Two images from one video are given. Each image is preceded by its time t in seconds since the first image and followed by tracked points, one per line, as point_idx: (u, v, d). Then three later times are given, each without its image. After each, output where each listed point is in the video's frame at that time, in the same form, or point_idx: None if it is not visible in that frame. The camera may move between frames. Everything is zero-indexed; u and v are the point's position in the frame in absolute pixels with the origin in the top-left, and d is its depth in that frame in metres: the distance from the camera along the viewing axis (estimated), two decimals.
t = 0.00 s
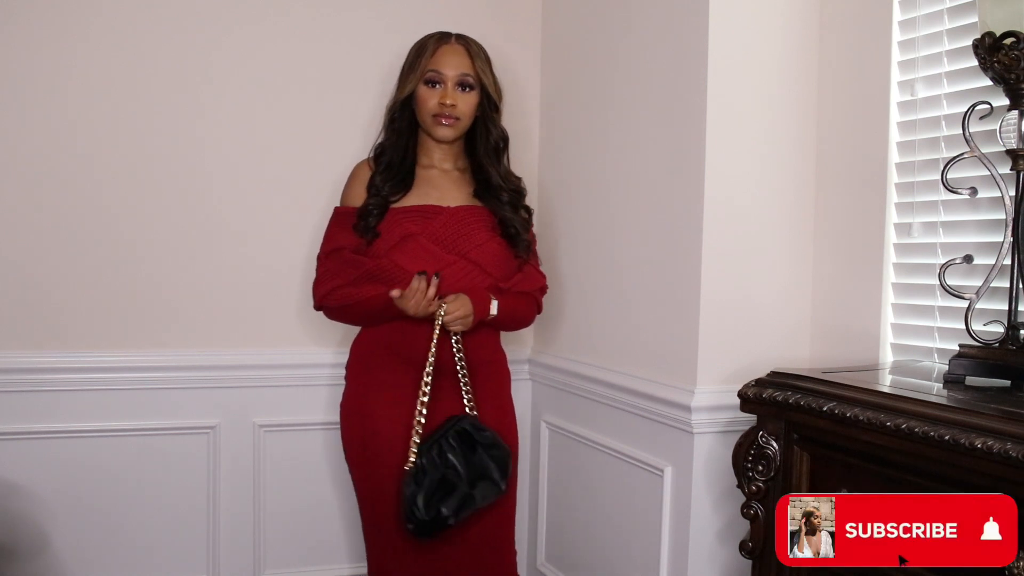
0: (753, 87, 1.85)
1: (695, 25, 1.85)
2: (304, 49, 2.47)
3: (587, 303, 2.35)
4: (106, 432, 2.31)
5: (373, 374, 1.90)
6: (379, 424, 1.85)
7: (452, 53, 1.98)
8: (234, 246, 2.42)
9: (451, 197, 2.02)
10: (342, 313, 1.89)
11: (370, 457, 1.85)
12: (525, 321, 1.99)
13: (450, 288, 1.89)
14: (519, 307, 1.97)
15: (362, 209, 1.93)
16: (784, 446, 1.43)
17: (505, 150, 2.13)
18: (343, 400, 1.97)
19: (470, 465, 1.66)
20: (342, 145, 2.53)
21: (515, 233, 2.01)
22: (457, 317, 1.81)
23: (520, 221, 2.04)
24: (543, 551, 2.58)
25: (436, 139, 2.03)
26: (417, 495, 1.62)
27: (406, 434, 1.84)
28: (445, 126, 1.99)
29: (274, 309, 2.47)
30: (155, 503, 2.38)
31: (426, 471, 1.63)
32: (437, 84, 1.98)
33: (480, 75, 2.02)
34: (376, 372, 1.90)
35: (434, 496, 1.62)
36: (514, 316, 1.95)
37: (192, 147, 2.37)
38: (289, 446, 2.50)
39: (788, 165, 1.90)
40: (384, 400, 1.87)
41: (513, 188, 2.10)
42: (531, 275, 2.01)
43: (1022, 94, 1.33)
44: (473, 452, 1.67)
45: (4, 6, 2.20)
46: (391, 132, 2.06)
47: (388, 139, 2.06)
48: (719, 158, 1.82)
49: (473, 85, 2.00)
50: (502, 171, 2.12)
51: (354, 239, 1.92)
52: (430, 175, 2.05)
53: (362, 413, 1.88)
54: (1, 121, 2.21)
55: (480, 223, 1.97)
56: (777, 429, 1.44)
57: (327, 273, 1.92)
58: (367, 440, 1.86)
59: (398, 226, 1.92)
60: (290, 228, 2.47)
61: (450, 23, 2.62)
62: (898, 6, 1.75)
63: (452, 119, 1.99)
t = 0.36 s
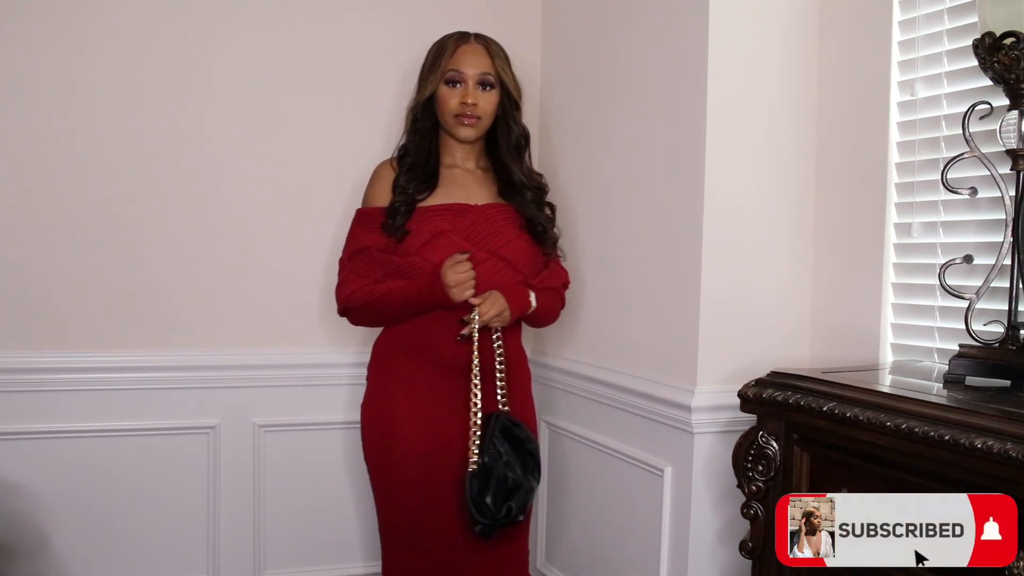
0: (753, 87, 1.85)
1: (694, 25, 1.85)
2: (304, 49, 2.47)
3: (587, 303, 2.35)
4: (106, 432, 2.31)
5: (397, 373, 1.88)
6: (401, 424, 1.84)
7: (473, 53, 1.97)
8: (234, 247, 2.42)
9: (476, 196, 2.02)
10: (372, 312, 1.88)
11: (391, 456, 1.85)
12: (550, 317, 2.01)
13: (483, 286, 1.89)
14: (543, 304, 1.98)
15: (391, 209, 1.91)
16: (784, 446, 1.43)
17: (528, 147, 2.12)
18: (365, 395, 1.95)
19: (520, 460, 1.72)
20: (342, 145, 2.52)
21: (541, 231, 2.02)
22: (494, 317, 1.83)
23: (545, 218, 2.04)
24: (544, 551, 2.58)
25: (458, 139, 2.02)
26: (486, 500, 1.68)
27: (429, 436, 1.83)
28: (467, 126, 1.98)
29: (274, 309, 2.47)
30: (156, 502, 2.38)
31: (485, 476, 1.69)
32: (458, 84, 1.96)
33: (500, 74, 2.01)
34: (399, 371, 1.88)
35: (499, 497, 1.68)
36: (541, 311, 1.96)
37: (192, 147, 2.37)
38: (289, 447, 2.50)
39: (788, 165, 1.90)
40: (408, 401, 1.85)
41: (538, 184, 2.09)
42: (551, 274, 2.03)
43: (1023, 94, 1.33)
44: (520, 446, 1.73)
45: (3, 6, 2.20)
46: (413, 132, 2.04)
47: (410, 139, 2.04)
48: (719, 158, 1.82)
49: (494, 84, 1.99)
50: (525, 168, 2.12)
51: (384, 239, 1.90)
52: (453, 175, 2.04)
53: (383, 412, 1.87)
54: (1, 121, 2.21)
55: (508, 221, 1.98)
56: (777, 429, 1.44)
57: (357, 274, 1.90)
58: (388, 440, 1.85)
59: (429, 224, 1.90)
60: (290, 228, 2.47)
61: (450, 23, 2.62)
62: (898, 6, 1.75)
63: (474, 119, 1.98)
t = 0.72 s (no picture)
0: (753, 87, 1.85)
1: (694, 25, 1.85)
2: (304, 49, 2.47)
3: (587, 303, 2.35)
4: (106, 432, 2.31)
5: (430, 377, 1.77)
6: (435, 431, 1.74)
7: (498, 55, 1.88)
8: (235, 247, 2.42)
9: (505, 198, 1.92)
10: (402, 316, 1.76)
11: (422, 464, 1.75)
12: (578, 322, 1.92)
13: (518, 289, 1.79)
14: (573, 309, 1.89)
15: (422, 208, 1.79)
16: (784, 446, 1.43)
17: (553, 148, 2.03)
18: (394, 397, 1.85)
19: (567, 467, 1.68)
20: (342, 144, 2.52)
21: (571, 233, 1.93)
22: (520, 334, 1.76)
23: (574, 220, 1.95)
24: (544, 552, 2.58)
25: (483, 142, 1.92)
26: (537, 512, 1.62)
27: (463, 443, 1.73)
28: (492, 129, 1.88)
29: (275, 309, 2.47)
30: (156, 502, 2.38)
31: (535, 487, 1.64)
32: (482, 87, 1.87)
33: (525, 76, 1.92)
34: (432, 375, 1.78)
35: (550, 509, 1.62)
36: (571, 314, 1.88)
37: (192, 147, 2.37)
38: (289, 446, 2.50)
39: (788, 165, 1.90)
40: (442, 406, 1.75)
41: (562, 184, 1.99)
42: (578, 273, 1.94)
43: (1022, 94, 1.33)
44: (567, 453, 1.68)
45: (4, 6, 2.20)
46: (437, 135, 1.93)
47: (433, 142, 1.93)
48: (719, 158, 1.82)
49: (519, 86, 1.90)
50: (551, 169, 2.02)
51: (417, 239, 1.78)
52: (478, 177, 1.93)
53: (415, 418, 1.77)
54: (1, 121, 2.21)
55: (539, 219, 1.89)
56: (777, 429, 1.44)
57: (386, 276, 1.78)
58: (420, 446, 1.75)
59: (463, 223, 1.80)
60: (290, 228, 2.47)
61: (450, 23, 2.62)
62: (898, 6, 1.75)
63: (499, 123, 1.88)
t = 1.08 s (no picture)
0: (753, 87, 1.85)
1: (694, 25, 1.85)
2: (304, 49, 2.47)
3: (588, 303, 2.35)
4: (106, 432, 2.31)
5: (449, 379, 1.76)
6: (455, 433, 1.73)
7: (515, 58, 1.86)
8: (235, 246, 2.42)
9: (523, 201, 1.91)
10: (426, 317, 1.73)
11: (438, 466, 1.75)
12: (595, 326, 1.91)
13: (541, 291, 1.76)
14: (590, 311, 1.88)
15: (446, 207, 1.75)
16: (784, 446, 1.43)
17: (569, 149, 2.02)
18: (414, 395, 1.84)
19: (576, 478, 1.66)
20: (342, 144, 2.52)
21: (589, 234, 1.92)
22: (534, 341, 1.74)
23: (592, 222, 1.94)
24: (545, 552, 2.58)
25: (500, 146, 1.91)
26: (544, 522, 1.61)
27: (481, 446, 1.74)
28: (509, 133, 1.87)
29: (275, 309, 2.47)
30: (155, 502, 2.38)
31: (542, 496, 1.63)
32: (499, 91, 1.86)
33: (541, 78, 1.91)
34: (450, 377, 1.76)
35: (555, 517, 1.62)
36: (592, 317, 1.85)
37: (192, 147, 2.37)
38: (289, 446, 2.50)
39: (788, 165, 1.90)
40: (462, 409, 1.74)
41: (578, 186, 1.99)
42: (597, 277, 1.91)
43: (1022, 94, 1.33)
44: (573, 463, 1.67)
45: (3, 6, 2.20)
46: (453, 137, 1.91)
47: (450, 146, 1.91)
48: (719, 158, 1.82)
49: (535, 89, 1.89)
50: (567, 171, 2.01)
51: (442, 238, 1.73)
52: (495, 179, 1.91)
53: (434, 419, 1.77)
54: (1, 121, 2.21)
55: (557, 220, 1.87)
56: (777, 429, 1.44)
57: (409, 275, 1.73)
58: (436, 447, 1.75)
59: (487, 222, 1.76)
60: (290, 228, 2.47)
61: (450, 23, 2.62)
62: (898, 6, 1.75)
63: (516, 126, 1.87)
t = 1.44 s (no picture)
0: (753, 87, 1.85)
1: (694, 25, 1.85)
2: (304, 49, 2.47)
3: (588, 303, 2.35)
4: (106, 432, 2.31)
5: (467, 378, 1.76)
6: (472, 432, 1.74)
7: (530, 61, 1.87)
8: (235, 246, 2.42)
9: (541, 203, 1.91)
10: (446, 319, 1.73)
11: (453, 463, 1.75)
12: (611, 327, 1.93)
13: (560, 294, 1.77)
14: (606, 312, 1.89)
15: (469, 208, 1.75)
16: (784, 446, 1.43)
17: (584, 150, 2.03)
18: (431, 394, 1.85)
19: (573, 503, 1.62)
20: (342, 144, 2.52)
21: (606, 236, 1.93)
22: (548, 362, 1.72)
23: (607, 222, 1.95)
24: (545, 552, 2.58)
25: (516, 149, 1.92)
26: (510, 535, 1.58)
27: (498, 445, 1.74)
28: (526, 136, 1.88)
29: (275, 309, 2.47)
30: (155, 502, 2.38)
31: (526, 515, 1.59)
32: (515, 93, 1.87)
33: (556, 81, 1.92)
34: (467, 376, 1.77)
35: (537, 538, 1.58)
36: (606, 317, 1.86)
37: (192, 147, 2.38)
38: (289, 446, 2.50)
39: (789, 165, 1.90)
40: (480, 407, 1.74)
41: (593, 188, 2.00)
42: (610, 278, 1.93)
43: (1022, 94, 1.33)
44: (573, 488, 1.63)
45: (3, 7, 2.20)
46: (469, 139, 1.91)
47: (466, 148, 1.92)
48: (719, 158, 1.82)
49: (550, 91, 1.90)
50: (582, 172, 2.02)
51: (463, 239, 1.73)
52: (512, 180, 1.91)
53: (451, 417, 1.77)
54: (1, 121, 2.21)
55: (574, 222, 1.88)
56: (777, 429, 1.44)
57: (430, 277, 1.72)
58: (453, 446, 1.75)
59: (507, 223, 1.77)
60: (290, 228, 2.47)
61: (449, 23, 2.62)
62: (898, 6, 1.75)
63: (533, 128, 1.88)
